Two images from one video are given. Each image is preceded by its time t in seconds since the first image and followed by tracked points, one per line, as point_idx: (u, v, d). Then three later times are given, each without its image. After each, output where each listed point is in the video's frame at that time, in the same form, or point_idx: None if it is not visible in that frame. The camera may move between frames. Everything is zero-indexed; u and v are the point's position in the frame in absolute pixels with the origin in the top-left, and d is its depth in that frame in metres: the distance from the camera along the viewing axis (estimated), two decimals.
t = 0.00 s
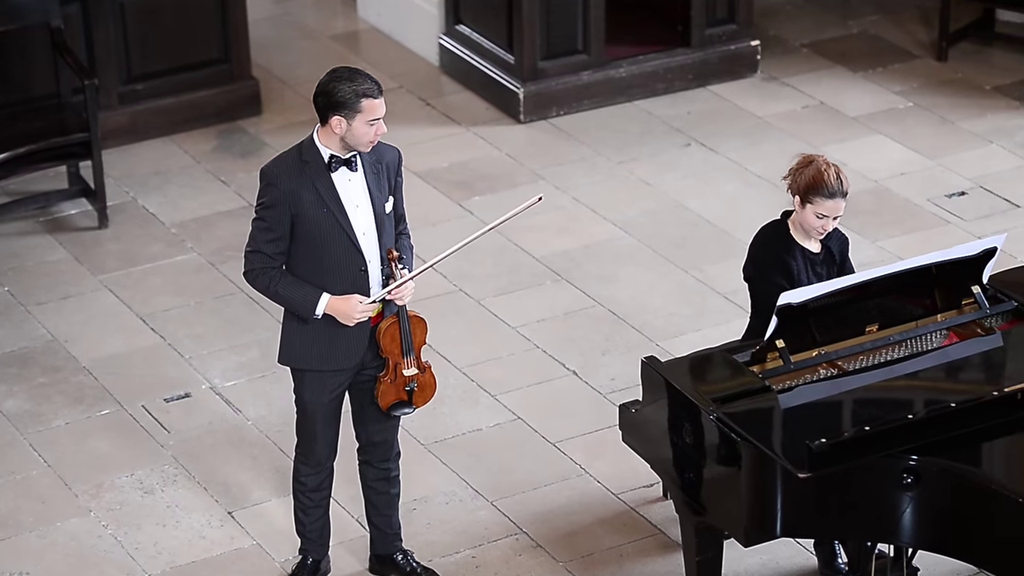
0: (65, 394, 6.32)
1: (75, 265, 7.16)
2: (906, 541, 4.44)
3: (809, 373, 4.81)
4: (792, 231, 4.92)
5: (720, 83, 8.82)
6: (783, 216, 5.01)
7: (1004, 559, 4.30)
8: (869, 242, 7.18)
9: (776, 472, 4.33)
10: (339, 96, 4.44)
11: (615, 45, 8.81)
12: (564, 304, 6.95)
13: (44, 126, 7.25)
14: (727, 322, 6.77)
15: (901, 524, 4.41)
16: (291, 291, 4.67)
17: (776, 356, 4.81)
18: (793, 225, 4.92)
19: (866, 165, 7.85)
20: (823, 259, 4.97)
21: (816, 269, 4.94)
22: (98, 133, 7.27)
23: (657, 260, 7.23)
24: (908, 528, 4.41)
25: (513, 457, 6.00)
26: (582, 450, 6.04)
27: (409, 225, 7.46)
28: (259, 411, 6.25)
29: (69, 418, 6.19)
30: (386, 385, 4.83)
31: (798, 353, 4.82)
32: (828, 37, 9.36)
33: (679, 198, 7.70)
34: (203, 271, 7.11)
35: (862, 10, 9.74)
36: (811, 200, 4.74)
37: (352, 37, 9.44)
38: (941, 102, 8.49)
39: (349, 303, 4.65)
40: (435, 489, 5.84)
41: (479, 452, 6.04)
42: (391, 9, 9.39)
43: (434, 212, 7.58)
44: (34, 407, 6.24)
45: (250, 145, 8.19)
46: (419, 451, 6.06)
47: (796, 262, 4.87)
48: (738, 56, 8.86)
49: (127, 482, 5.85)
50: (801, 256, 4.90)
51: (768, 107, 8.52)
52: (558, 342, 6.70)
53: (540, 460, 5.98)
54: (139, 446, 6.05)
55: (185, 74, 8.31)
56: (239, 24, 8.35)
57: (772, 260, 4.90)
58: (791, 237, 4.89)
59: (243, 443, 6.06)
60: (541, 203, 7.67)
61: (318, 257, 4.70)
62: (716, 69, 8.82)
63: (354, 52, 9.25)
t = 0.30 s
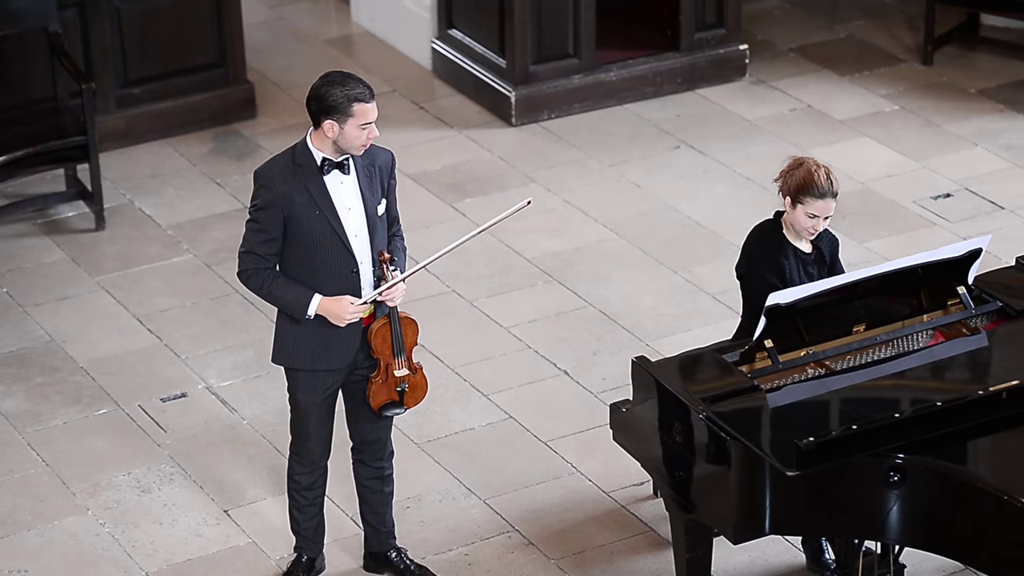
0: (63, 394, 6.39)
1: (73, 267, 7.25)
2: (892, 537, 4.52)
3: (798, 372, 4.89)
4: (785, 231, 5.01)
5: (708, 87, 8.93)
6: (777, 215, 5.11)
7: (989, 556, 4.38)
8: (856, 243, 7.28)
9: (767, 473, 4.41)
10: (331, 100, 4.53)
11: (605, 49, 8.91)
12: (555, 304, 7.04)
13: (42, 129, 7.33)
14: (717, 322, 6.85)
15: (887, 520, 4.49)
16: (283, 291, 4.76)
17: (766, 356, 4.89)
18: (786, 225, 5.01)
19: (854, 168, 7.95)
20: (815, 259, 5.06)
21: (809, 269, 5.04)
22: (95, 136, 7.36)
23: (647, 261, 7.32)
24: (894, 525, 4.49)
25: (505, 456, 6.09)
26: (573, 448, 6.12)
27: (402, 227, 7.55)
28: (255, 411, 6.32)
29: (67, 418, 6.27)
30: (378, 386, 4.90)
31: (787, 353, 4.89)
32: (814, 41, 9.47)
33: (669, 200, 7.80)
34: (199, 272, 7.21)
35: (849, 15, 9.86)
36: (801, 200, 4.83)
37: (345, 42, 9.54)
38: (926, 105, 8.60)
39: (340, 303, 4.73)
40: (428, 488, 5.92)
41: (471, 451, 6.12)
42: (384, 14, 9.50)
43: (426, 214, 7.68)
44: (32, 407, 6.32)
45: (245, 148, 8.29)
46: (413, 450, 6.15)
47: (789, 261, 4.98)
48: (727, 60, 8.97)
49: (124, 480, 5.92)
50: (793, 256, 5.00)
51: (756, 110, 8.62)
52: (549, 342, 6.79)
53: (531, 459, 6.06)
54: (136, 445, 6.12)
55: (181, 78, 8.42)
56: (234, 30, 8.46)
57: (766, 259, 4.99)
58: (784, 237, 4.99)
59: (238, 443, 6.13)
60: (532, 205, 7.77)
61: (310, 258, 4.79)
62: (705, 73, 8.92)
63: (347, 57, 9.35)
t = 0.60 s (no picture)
0: (62, 394, 6.48)
1: (72, 269, 7.35)
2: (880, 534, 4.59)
3: (787, 371, 4.97)
4: (778, 231, 5.11)
5: (698, 89, 9.03)
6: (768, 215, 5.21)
7: (976, 552, 4.44)
8: (844, 244, 7.38)
9: (756, 471, 4.48)
10: (322, 104, 4.61)
11: (596, 52, 9.02)
12: (546, 305, 7.13)
13: (41, 132, 7.45)
14: (706, 322, 6.95)
15: (875, 518, 4.55)
16: (274, 291, 4.84)
17: (755, 356, 4.97)
18: (778, 225, 5.11)
19: (841, 169, 8.05)
20: (806, 259, 5.16)
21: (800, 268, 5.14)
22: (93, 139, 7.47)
23: (638, 261, 7.41)
24: (881, 522, 4.55)
25: (498, 454, 6.18)
26: (564, 447, 6.21)
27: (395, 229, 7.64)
28: (251, 410, 6.41)
29: (65, 417, 6.36)
30: (367, 386, 4.97)
31: (776, 353, 4.98)
32: (803, 45, 9.58)
33: (659, 202, 7.89)
34: (195, 274, 7.31)
35: (837, 19, 9.98)
36: (788, 198, 4.91)
37: (339, 47, 9.64)
38: (913, 108, 8.70)
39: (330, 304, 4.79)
40: (422, 486, 6.00)
41: (465, 449, 6.21)
42: (378, 18, 9.61)
43: (420, 216, 7.78)
44: (31, 407, 6.40)
45: (242, 151, 8.41)
46: (407, 448, 6.23)
47: (780, 260, 5.07)
48: (717, 63, 9.07)
49: (122, 479, 6.00)
50: (784, 255, 5.10)
51: (745, 112, 8.72)
52: (541, 342, 6.88)
53: (524, 457, 6.15)
54: (133, 444, 6.20)
55: (178, 82, 8.58)
56: (230, 35, 8.61)
57: (759, 258, 5.07)
58: (776, 236, 5.09)
59: (233, 442, 6.20)
60: (523, 207, 7.86)
61: (301, 260, 4.86)
62: (694, 76, 9.02)
63: (341, 61, 9.45)
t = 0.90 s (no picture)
0: (57, 395, 6.53)
1: (66, 271, 7.41)
2: (868, 533, 4.64)
3: (776, 371, 5.02)
4: (767, 232, 5.16)
5: (686, 91, 9.10)
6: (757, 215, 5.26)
7: (963, 549, 4.48)
8: (831, 245, 7.44)
9: (745, 469, 4.54)
10: (307, 108, 4.64)
11: (586, 55, 9.08)
12: (537, 306, 7.19)
13: (35, 135, 7.52)
14: (695, 322, 7.01)
15: (864, 516, 4.60)
16: (261, 291, 4.87)
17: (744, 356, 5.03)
18: (766, 226, 5.16)
19: (829, 171, 8.12)
20: (796, 259, 5.21)
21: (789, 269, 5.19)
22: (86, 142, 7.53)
23: (628, 262, 7.47)
24: (870, 520, 4.60)
25: (489, 454, 6.23)
26: (555, 446, 6.27)
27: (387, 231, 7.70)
28: (244, 411, 6.46)
29: (60, 418, 6.41)
30: (354, 387, 4.99)
31: (764, 353, 5.03)
32: (791, 47, 9.65)
33: (649, 203, 7.95)
34: (189, 276, 7.37)
35: (825, 22, 10.05)
36: (772, 199, 4.97)
37: (331, 51, 9.70)
38: (901, 110, 8.77)
39: (315, 305, 4.83)
40: (414, 486, 6.06)
41: (456, 449, 6.27)
42: (370, 21, 9.67)
43: (411, 218, 7.84)
44: (26, 408, 6.45)
45: (235, 154, 8.47)
46: (399, 448, 6.29)
47: (768, 262, 5.13)
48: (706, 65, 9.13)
49: (116, 480, 6.04)
50: (773, 255, 5.15)
51: (734, 114, 8.79)
52: (532, 343, 6.93)
53: (515, 457, 6.21)
54: (127, 444, 6.25)
55: (171, 85, 8.64)
56: (223, 38, 8.68)
57: (746, 257, 5.13)
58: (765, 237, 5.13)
59: (226, 442, 6.25)
60: (514, 208, 7.93)
61: (287, 260, 4.90)
62: (684, 79, 9.09)
63: (333, 65, 9.51)
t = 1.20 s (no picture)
0: (49, 397, 6.56)
1: (57, 274, 7.44)
2: (856, 532, 4.67)
3: (764, 371, 5.06)
4: (755, 233, 5.20)
5: (674, 93, 9.15)
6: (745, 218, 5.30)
7: (950, 547, 4.51)
8: (819, 245, 7.49)
9: (732, 468, 4.58)
10: (283, 110, 4.64)
11: (575, 58, 9.13)
12: (527, 307, 7.23)
13: (26, 139, 7.55)
14: (684, 323, 7.05)
15: (851, 515, 4.64)
16: (241, 291, 4.88)
17: (732, 356, 5.07)
18: (754, 227, 5.20)
19: (816, 172, 8.17)
20: (784, 260, 5.26)
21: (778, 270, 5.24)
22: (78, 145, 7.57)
23: (616, 263, 7.51)
24: (858, 519, 4.63)
25: (479, 454, 6.26)
26: (545, 447, 6.30)
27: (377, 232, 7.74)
28: (234, 412, 6.48)
29: (51, 420, 6.43)
30: (335, 390, 4.96)
31: (753, 353, 5.07)
32: (778, 49, 9.70)
33: (638, 204, 7.99)
34: (180, 278, 7.40)
35: (812, 24, 10.11)
36: (756, 201, 5.02)
37: (321, 54, 9.74)
38: (887, 111, 8.82)
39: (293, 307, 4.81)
40: (404, 486, 6.09)
41: (446, 449, 6.30)
42: (359, 24, 9.71)
43: (401, 220, 7.88)
44: (18, 410, 6.48)
45: (225, 156, 8.50)
46: (389, 449, 6.32)
47: (755, 263, 5.16)
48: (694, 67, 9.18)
49: (108, 481, 6.07)
50: (760, 257, 5.19)
51: (722, 116, 8.84)
52: (521, 344, 6.97)
53: (504, 457, 6.24)
54: (118, 446, 6.28)
55: (161, 88, 8.67)
56: (213, 40, 8.71)
57: (733, 258, 5.17)
58: (752, 238, 5.17)
59: (217, 443, 6.28)
60: (504, 209, 7.97)
61: (268, 262, 4.89)
62: (671, 81, 9.14)
63: (322, 68, 9.55)
